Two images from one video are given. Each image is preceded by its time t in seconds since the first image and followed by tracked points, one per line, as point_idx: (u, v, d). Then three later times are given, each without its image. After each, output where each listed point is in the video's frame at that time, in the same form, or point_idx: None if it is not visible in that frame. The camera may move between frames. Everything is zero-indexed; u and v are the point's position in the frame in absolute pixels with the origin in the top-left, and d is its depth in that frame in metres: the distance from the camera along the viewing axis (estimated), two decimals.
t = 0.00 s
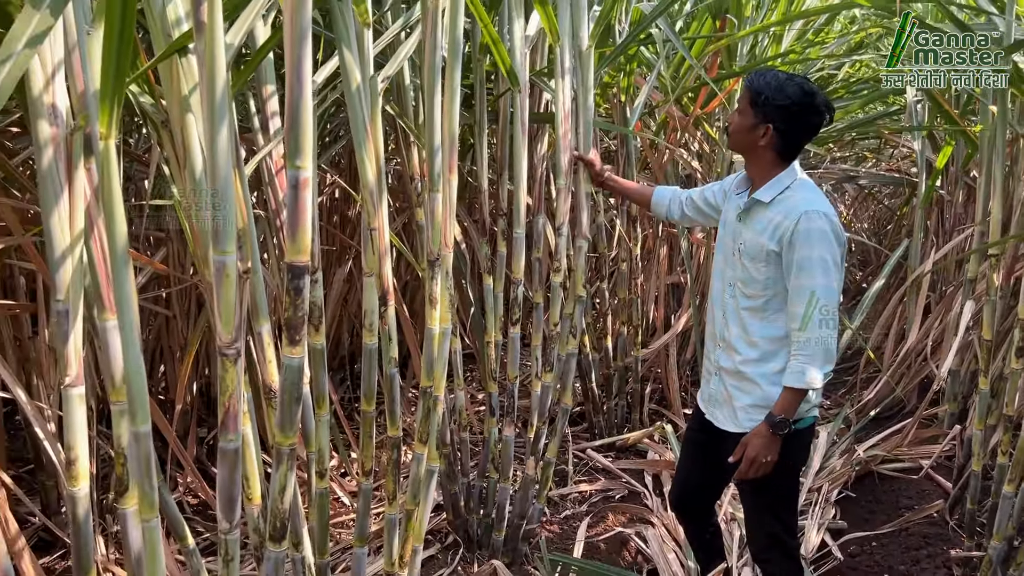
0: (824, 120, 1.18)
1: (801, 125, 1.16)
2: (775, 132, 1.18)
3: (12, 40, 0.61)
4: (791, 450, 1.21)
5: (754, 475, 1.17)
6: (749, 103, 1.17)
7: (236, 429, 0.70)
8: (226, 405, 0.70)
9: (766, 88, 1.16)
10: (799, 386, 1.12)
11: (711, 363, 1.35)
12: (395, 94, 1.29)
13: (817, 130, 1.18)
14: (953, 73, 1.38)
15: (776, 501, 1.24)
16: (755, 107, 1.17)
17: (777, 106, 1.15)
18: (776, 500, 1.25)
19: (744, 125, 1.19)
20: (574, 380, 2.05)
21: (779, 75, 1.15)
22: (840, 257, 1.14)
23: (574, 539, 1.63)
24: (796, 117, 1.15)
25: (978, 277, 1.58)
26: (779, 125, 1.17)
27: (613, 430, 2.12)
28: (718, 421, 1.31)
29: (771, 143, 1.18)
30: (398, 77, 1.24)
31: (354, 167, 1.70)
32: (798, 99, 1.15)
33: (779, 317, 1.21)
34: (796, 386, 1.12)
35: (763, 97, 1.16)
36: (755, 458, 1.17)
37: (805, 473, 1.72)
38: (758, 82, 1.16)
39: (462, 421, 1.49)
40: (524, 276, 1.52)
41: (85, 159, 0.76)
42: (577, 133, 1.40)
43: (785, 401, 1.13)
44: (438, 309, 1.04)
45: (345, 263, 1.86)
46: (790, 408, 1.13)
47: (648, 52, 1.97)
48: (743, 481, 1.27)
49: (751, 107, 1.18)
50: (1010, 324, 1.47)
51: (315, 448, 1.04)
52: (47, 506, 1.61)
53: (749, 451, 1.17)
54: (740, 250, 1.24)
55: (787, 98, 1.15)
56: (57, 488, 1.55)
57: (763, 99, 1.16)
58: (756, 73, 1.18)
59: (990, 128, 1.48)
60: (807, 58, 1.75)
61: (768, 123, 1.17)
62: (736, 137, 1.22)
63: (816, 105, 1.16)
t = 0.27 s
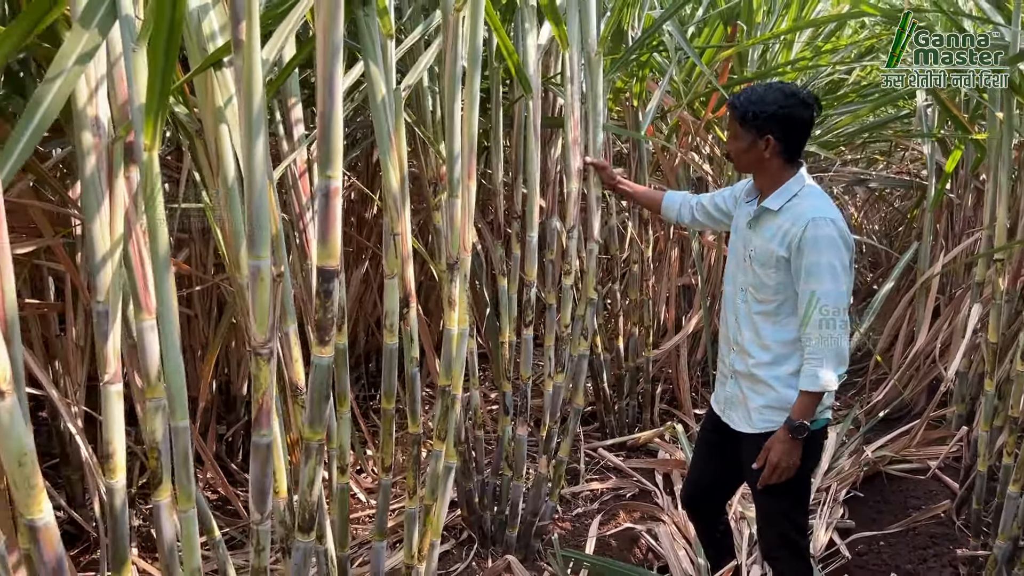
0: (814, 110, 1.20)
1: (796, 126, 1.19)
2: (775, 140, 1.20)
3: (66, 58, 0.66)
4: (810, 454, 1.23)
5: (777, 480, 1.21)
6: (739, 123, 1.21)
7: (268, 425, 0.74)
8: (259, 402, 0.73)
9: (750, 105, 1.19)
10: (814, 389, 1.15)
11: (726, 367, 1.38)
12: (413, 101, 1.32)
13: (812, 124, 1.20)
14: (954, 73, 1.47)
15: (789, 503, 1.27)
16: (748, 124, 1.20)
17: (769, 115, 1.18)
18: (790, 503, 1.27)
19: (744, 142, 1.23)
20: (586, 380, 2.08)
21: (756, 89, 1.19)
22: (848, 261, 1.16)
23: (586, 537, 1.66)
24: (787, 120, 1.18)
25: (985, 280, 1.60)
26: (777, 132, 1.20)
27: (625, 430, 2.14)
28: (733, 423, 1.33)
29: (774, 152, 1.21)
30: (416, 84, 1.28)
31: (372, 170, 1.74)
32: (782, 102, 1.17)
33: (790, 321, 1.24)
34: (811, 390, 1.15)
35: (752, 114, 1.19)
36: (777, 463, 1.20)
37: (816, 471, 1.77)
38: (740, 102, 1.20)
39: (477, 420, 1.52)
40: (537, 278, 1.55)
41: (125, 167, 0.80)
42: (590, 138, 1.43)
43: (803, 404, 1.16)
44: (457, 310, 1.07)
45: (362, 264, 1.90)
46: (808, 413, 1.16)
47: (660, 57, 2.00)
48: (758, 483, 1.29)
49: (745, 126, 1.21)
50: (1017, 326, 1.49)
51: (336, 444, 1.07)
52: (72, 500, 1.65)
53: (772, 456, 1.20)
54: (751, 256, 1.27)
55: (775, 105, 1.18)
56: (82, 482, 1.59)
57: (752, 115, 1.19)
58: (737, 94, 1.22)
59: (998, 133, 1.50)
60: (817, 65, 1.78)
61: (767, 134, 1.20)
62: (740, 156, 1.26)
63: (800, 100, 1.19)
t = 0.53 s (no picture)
0: (791, 108, 1.22)
1: (783, 130, 1.21)
2: (770, 149, 1.24)
3: (111, 73, 0.69)
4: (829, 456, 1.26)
5: (806, 483, 1.23)
6: (730, 145, 1.25)
7: (297, 422, 0.78)
8: (288, 399, 0.77)
9: (735, 128, 1.23)
10: (829, 391, 1.18)
11: (738, 371, 1.41)
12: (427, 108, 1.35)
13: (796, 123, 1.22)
14: (954, 74, 1.49)
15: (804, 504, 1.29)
16: (739, 145, 1.24)
17: (757, 130, 1.21)
18: (803, 504, 1.30)
19: (741, 160, 1.26)
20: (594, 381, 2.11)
21: (732, 112, 1.23)
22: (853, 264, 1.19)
23: (595, 535, 1.69)
24: (773, 128, 1.21)
25: (986, 285, 1.62)
26: (769, 141, 1.23)
27: (632, 431, 2.17)
28: (745, 425, 1.37)
29: (772, 161, 1.24)
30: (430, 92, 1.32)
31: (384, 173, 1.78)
32: (761, 113, 1.21)
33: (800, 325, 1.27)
34: (826, 392, 1.18)
35: (740, 135, 1.23)
36: (803, 467, 1.22)
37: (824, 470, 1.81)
38: (723, 129, 1.24)
39: (488, 420, 1.55)
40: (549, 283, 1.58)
41: (160, 174, 0.83)
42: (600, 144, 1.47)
43: (821, 407, 1.19)
44: (471, 312, 1.11)
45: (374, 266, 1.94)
46: (830, 416, 1.19)
47: (668, 64, 2.03)
48: (772, 484, 1.32)
49: (738, 146, 1.25)
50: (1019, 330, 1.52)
51: (355, 442, 1.11)
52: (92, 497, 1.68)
53: (805, 462, 1.21)
54: (760, 263, 1.31)
55: (757, 118, 1.21)
56: (101, 480, 1.63)
57: (740, 135, 1.23)
58: (719, 122, 1.25)
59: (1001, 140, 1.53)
60: (822, 72, 1.81)
61: (761, 147, 1.23)
62: (742, 173, 1.29)
63: (775, 105, 1.22)
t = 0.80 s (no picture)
0: (784, 117, 1.27)
1: (781, 138, 1.25)
2: (771, 157, 1.27)
3: (141, 83, 0.72)
4: (830, 453, 1.29)
5: (800, 476, 1.27)
6: (731, 156, 1.27)
7: (319, 417, 0.81)
8: (310, 395, 0.80)
9: (734, 139, 1.26)
10: (832, 389, 1.21)
11: (747, 374, 1.43)
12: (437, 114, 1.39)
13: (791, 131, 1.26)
14: (954, 74, 1.52)
15: (806, 500, 1.32)
16: (740, 156, 1.27)
17: (755, 139, 1.24)
18: (806, 499, 1.32)
19: (744, 170, 1.29)
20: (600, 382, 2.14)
21: (726, 125, 1.26)
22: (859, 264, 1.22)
23: (601, 533, 1.72)
24: (770, 137, 1.24)
25: (986, 286, 1.65)
26: (768, 150, 1.26)
27: (637, 431, 2.20)
28: (756, 427, 1.39)
29: (774, 169, 1.27)
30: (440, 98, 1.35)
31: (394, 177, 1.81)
32: (757, 123, 1.25)
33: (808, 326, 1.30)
34: (829, 390, 1.21)
35: (740, 146, 1.26)
36: (798, 461, 1.26)
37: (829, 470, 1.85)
38: (722, 142, 1.27)
39: (497, 418, 1.58)
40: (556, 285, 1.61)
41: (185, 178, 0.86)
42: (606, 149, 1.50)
43: (823, 404, 1.22)
44: (482, 312, 1.14)
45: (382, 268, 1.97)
46: (829, 411, 1.22)
47: (673, 68, 2.06)
48: (777, 480, 1.34)
49: (739, 157, 1.28)
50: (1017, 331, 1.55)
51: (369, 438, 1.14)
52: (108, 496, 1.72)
53: (799, 455, 1.25)
54: (768, 267, 1.34)
55: (754, 128, 1.25)
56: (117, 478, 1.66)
57: (740, 146, 1.26)
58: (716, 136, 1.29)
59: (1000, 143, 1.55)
60: (825, 77, 1.84)
61: (762, 156, 1.26)
62: (745, 183, 1.32)
63: (768, 115, 1.26)
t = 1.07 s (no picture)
0: (777, 123, 1.30)
1: (777, 144, 1.28)
2: (769, 163, 1.30)
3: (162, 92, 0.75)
4: (831, 451, 1.31)
5: (803, 473, 1.28)
6: (730, 166, 1.30)
7: (333, 413, 0.84)
8: (324, 391, 0.83)
9: (732, 148, 1.29)
10: (834, 387, 1.23)
11: (752, 377, 1.45)
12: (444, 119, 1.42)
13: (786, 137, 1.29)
14: (955, 73, 1.53)
15: (808, 497, 1.34)
16: (738, 164, 1.30)
17: (752, 146, 1.28)
18: (809, 498, 1.34)
19: (743, 178, 1.32)
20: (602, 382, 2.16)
21: (723, 135, 1.29)
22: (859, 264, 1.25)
23: (604, 531, 1.75)
24: (767, 143, 1.28)
25: (984, 288, 1.68)
26: (766, 156, 1.29)
27: (639, 432, 2.23)
28: (762, 426, 1.41)
29: (772, 175, 1.30)
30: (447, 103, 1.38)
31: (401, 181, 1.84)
32: (752, 131, 1.28)
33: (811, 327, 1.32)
34: (833, 388, 1.24)
35: (739, 154, 1.29)
36: (802, 458, 1.28)
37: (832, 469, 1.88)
38: (719, 152, 1.30)
39: (502, 418, 1.61)
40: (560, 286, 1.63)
41: (202, 182, 0.89)
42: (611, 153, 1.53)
43: (827, 403, 1.24)
44: (489, 313, 1.16)
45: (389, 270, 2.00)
46: (831, 409, 1.24)
47: (675, 73, 2.09)
48: (782, 478, 1.36)
49: (737, 166, 1.31)
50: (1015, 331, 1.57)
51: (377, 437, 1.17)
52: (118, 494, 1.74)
53: (804, 453, 1.27)
54: (770, 271, 1.36)
55: (750, 137, 1.28)
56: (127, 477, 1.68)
57: (738, 155, 1.29)
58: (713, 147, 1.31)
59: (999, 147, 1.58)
60: (825, 81, 1.86)
61: (760, 163, 1.29)
62: (745, 191, 1.34)
63: (762, 123, 1.29)
